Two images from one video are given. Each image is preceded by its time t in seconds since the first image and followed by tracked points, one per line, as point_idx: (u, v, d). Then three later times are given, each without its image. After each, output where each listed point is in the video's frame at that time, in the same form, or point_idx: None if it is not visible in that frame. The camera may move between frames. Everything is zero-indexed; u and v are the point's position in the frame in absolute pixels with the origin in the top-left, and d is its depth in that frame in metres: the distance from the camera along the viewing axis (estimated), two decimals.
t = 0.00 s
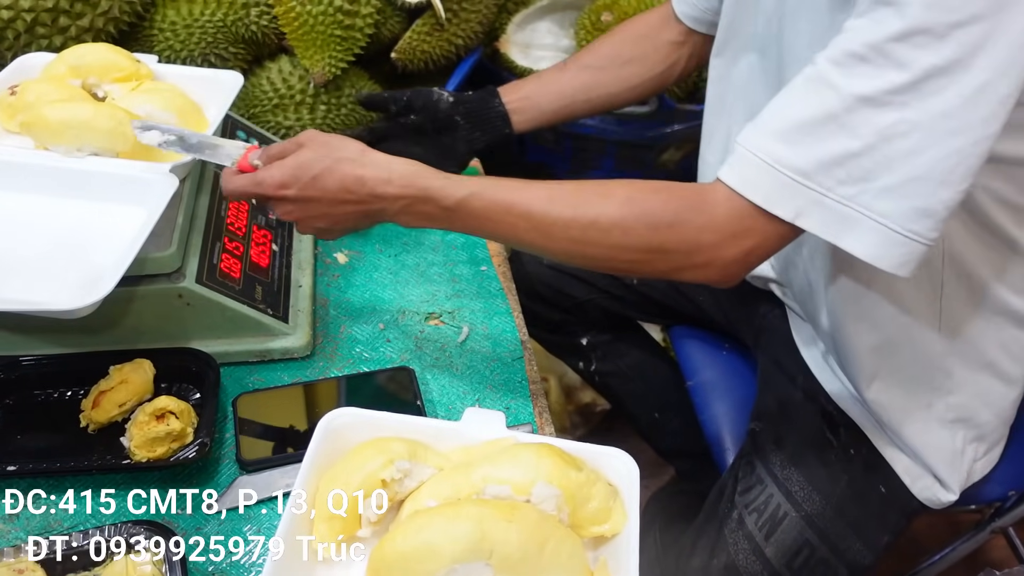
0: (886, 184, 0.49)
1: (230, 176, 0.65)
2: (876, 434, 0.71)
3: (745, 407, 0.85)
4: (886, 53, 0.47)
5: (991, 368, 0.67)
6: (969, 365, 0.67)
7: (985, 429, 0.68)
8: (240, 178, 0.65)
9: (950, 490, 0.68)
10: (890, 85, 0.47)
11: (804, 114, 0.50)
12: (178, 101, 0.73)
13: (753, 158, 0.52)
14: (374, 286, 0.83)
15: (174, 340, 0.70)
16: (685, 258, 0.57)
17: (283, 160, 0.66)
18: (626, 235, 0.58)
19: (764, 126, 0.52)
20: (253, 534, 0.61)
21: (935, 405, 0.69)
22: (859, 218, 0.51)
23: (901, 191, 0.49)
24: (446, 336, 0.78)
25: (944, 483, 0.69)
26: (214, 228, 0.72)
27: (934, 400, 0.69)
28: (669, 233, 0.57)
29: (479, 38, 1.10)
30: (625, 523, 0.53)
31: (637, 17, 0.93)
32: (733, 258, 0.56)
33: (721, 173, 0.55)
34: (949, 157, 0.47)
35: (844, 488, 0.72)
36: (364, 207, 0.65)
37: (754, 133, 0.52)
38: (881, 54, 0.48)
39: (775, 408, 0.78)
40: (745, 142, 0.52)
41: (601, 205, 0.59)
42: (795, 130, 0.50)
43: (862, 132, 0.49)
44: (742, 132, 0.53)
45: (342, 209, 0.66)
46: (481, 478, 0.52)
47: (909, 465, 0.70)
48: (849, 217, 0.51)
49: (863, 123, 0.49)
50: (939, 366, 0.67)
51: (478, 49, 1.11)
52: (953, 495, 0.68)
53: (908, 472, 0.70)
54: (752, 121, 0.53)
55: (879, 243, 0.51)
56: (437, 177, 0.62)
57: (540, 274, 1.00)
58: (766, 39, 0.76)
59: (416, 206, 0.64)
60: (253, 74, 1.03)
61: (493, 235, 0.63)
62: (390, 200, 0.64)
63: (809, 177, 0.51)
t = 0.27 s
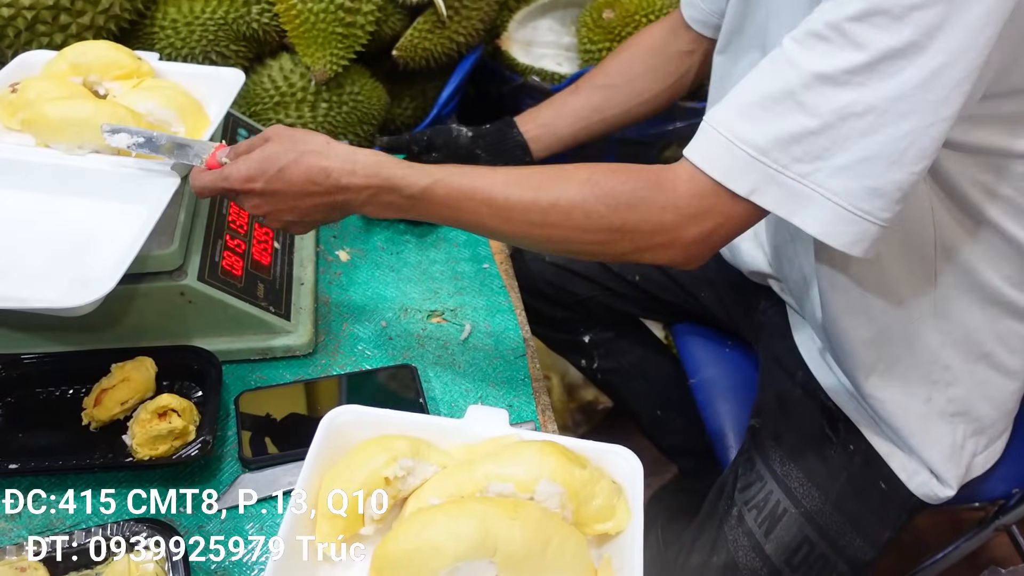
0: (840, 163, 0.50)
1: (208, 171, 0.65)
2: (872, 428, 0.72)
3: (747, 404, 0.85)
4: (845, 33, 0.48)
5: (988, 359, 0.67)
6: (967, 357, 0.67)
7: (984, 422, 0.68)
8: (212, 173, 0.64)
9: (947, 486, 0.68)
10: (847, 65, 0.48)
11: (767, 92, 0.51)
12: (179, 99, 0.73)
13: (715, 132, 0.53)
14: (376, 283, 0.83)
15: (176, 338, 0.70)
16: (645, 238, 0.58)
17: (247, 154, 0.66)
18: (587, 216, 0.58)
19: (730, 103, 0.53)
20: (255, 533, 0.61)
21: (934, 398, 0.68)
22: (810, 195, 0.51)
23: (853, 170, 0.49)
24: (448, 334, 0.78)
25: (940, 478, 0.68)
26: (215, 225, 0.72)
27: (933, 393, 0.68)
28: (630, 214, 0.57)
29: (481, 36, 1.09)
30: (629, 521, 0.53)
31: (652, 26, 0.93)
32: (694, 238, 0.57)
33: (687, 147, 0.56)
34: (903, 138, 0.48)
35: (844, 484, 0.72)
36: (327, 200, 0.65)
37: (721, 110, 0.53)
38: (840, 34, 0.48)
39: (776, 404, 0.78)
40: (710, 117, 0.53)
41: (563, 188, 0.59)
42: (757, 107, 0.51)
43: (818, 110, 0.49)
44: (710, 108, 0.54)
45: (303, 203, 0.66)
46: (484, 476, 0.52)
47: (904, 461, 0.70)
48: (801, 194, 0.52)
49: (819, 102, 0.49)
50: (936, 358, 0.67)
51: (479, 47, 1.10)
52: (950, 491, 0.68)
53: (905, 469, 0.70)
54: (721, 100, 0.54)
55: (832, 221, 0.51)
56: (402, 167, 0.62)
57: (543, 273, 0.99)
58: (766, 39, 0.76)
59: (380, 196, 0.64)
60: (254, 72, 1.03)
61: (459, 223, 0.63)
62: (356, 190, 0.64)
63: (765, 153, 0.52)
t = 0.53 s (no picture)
0: (851, 155, 0.49)
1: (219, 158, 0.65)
2: (876, 423, 0.71)
3: (751, 400, 0.85)
4: (857, 24, 0.48)
5: (993, 355, 0.66)
6: (971, 353, 0.67)
7: (987, 417, 0.68)
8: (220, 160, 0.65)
9: (952, 482, 0.68)
10: (857, 55, 0.48)
11: (777, 82, 0.51)
12: (181, 94, 0.73)
13: (723, 122, 0.52)
14: (379, 279, 0.83)
15: (179, 334, 0.70)
16: (655, 227, 0.57)
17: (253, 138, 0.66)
18: (596, 204, 0.58)
19: (738, 93, 0.52)
20: (255, 534, 0.61)
21: (938, 393, 0.68)
22: (820, 187, 0.51)
23: (864, 162, 0.49)
24: (452, 330, 0.78)
25: (945, 474, 0.68)
26: (218, 221, 0.72)
27: (937, 388, 0.68)
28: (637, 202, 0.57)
29: (483, 32, 1.09)
30: (633, 517, 0.52)
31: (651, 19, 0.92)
32: (701, 227, 0.56)
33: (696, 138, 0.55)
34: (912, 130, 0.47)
35: (848, 480, 0.71)
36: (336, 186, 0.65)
37: (730, 99, 0.53)
38: (852, 25, 0.48)
39: (780, 401, 0.78)
40: (720, 106, 0.53)
41: (571, 177, 0.58)
42: (765, 96, 0.51)
43: (829, 101, 0.49)
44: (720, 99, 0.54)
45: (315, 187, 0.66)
46: (489, 471, 0.52)
47: (908, 456, 0.69)
48: (811, 185, 0.51)
49: (829, 92, 0.49)
50: (940, 352, 0.67)
51: (480, 43, 1.10)
52: (955, 486, 0.67)
53: (908, 465, 0.69)
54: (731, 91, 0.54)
55: (840, 213, 0.51)
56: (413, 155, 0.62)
57: (546, 268, 0.99)
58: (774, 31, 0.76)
59: (390, 182, 0.64)
60: (256, 67, 1.03)
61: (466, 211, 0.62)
62: (366, 177, 0.63)
63: (775, 144, 0.51)
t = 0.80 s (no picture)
0: (900, 165, 0.49)
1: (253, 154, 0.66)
2: (882, 426, 0.71)
3: (753, 399, 0.84)
4: (904, 31, 0.47)
5: (998, 357, 0.67)
6: (979, 354, 0.67)
7: (992, 419, 0.68)
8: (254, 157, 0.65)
9: (957, 484, 0.67)
10: (905, 63, 0.47)
11: (821, 92, 0.50)
12: (183, 92, 0.73)
13: (765, 133, 0.51)
14: (380, 278, 0.83)
15: (181, 332, 0.70)
16: (699, 235, 0.57)
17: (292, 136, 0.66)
18: (638, 212, 0.57)
19: (779, 102, 0.51)
20: (255, 534, 0.61)
21: (943, 395, 0.68)
22: (872, 198, 0.50)
23: (914, 172, 0.48)
24: (453, 328, 0.78)
25: (950, 476, 0.68)
26: (220, 219, 0.72)
27: (942, 389, 0.68)
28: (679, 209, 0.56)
29: (485, 30, 1.09)
30: (636, 515, 0.52)
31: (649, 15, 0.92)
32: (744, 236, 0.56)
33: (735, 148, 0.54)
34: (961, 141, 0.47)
35: (854, 483, 0.71)
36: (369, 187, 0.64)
37: (770, 109, 0.51)
38: (898, 32, 0.47)
39: (785, 401, 0.78)
40: (761, 117, 0.52)
41: (613, 184, 0.57)
42: (808, 107, 0.50)
43: (878, 111, 0.48)
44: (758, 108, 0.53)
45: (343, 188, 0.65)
46: (491, 469, 0.52)
47: (914, 458, 0.70)
48: (862, 197, 0.50)
49: (877, 102, 0.48)
50: (946, 354, 0.67)
51: (482, 40, 1.10)
52: (959, 488, 0.67)
53: (912, 467, 0.69)
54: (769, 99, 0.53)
55: (890, 222, 0.50)
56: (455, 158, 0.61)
57: (548, 266, 0.99)
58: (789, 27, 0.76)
59: (429, 185, 0.63)
60: (257, 65, 1.02)
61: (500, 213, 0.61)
62: (405, 179, 0.63)
63: (824, 155, 0.50)
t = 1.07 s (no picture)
0: (1005, 199, 0.49)
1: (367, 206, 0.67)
2: (886, 426, 0.71)
3: (754, 396, 0.85)
4: (982, 66, 0.47)
5: (1006, 363, 0.64)
6: (982, 362, 0.65)
7: (998, 424, 0.67)
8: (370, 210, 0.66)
9: (960, 484, 0.69)
10: (990, 99, 0.47)
11: (903, 140, 0.49)
12: (183, 90, 0.73)
13: (854, 186, 0.51)
14: (381, 275, 0.83)
15: (182, 330, 0.70)
16: (806, 284, 0.57)
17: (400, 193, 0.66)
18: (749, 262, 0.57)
19: (863, 156, 0.51)
20: (256, 533, 0.61)
21: (946, 396, 0.67)
22: (984, 237, 0.50)
23: (1020, 205, 0.48)
24: (454, 326, 0.78)
25: (954, 476, 0.69)
26: (220, 217, 0.72)
27: (945, 391, 0.67)
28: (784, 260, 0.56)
29: (485, 27, 1.09)
30: (636, 512, 0.52)
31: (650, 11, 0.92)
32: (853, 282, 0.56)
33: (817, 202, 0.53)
34: None
35: (859, 483, 0.71)
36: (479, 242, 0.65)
37: (854, 161, 0.51)
38: (975, 68, 0.47)
39: (789, 399, 0.77)
40: (842, 170, 0.51)
41: (712, 240, 0.58)
42: (893, 155, 0.50)
43: (973, 149, 0.48)
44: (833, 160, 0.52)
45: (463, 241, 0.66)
46: (491, 467, 0.52)
47: (919, 460, 0.69)
48: (975, 235, 0.50)
49: (970, 140, 0.48)
50: (948, 356, 0.65)
51: (483, 38, 1.10)
52: (963, 489, 0.69)
53: (919, 467, 0.69)
54: (845, 148, 0.52)
55: (1009, 256, 0.50)
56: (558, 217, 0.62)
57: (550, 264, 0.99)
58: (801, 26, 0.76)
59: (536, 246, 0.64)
60: (257, 62, 1.02)
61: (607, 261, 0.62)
62: (511, 241, 0.64)
63: (924, 199, 0.50)
